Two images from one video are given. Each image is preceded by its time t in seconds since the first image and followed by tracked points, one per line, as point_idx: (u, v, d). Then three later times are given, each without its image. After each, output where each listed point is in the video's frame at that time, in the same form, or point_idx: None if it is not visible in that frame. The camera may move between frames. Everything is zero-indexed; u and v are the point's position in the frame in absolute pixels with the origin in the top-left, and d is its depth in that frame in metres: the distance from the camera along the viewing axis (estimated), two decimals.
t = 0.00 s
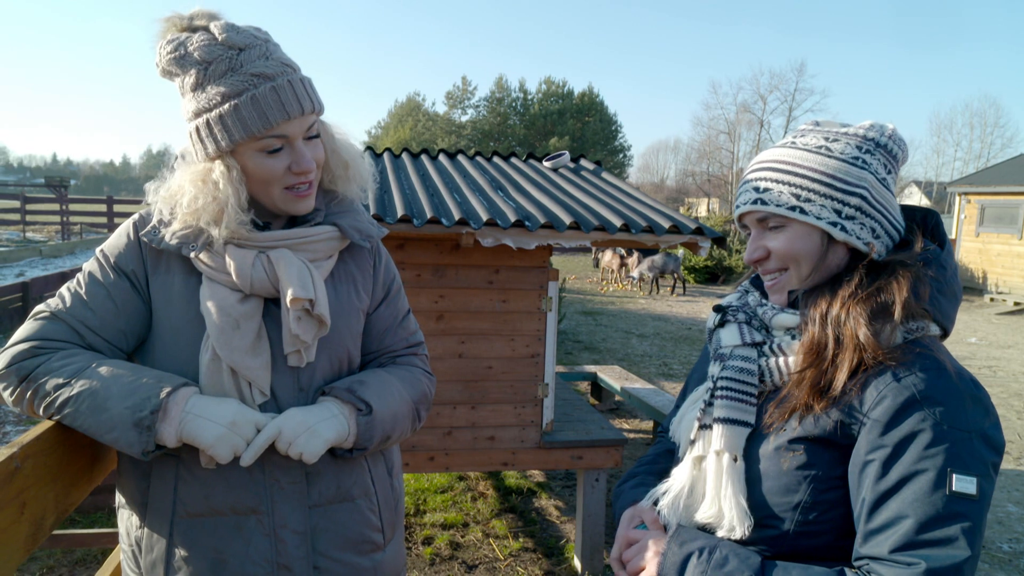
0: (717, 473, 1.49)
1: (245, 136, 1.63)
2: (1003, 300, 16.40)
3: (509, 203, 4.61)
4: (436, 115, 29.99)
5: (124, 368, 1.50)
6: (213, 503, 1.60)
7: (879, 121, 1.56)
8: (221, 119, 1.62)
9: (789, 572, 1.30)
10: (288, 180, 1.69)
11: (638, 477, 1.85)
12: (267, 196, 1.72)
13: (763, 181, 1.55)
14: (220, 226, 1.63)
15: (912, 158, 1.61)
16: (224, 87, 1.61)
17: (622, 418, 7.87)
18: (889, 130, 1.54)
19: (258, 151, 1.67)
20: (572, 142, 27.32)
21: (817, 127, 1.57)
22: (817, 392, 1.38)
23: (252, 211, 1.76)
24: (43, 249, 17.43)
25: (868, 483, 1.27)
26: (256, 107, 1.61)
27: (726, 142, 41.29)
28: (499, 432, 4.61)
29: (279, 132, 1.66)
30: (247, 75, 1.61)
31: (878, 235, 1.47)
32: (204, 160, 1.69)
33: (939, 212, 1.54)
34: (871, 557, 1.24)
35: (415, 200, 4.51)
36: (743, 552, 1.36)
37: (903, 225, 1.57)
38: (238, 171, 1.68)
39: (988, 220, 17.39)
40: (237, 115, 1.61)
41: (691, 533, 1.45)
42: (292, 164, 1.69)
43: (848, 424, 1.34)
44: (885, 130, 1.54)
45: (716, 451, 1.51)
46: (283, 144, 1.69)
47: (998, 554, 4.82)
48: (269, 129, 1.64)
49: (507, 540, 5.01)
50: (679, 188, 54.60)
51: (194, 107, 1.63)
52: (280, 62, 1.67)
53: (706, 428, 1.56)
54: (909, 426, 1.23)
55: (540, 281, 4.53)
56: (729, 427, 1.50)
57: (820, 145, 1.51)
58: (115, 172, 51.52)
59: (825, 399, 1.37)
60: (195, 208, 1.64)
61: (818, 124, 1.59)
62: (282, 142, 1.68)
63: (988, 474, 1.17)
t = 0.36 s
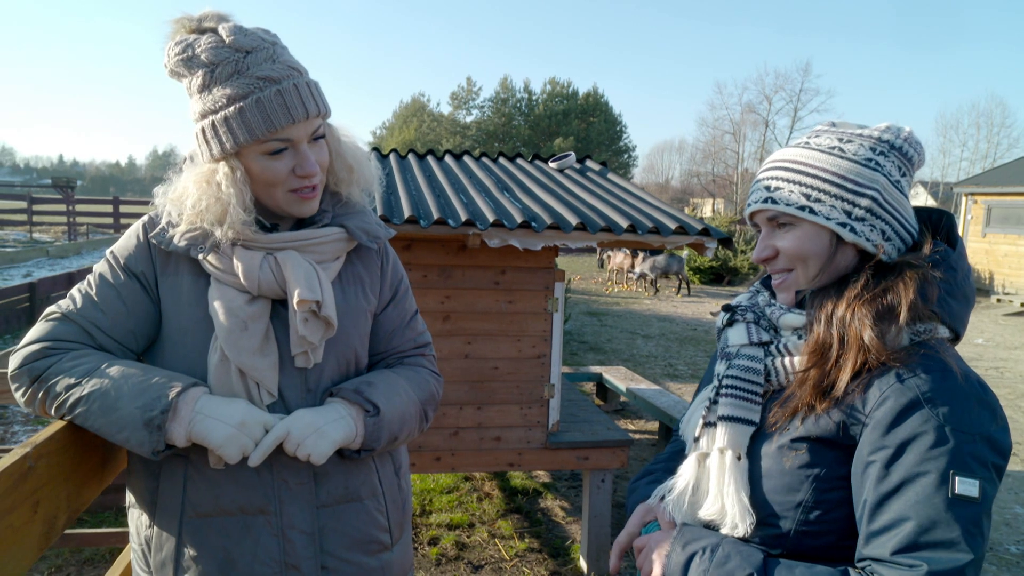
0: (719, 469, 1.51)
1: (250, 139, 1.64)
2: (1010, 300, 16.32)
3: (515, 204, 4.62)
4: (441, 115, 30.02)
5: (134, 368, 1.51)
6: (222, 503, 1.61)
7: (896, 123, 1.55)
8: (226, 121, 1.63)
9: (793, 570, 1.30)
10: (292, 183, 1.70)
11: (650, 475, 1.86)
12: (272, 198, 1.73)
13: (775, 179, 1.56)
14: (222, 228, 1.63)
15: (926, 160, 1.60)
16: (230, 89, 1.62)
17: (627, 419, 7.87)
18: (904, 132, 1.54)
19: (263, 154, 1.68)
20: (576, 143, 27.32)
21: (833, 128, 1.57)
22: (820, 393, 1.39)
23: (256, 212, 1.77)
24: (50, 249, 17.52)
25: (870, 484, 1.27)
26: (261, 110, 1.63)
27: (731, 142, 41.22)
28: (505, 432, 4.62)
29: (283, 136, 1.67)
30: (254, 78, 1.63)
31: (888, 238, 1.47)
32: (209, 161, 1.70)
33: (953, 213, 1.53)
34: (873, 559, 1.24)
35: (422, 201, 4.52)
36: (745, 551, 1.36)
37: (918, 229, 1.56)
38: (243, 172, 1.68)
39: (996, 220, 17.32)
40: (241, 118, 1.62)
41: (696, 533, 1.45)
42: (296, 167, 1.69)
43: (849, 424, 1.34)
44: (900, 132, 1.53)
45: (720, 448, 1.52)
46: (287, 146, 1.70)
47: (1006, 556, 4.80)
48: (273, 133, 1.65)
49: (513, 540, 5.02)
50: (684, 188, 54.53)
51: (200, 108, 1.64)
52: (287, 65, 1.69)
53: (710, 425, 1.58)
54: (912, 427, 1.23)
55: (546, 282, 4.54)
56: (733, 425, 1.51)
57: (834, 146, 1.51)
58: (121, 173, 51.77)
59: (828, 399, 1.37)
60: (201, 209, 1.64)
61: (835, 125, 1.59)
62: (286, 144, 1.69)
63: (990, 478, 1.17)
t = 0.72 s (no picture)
0: (718, 469, 1.51)
1: (252, 139, 1.66)
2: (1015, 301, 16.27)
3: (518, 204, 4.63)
4: (444, 115, 30.05)
5: (139, 366, 1.52)
6: (225, 500, 1.63)
7: (913, 126, 1.53)
8: (228, 121, 1.64)
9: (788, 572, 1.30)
10: (293, 183, 1.71)
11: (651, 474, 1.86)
12: (274, 198, 1.74)
13: (779, 175, 1.57)
14: (226, 227, 1.64)
15: (943, 167, 1.58)
16: (232, 89, 1.63)
17: (630, 419, 7.87)
18: (920, 137, 1.52)
19: (265, 154, 1.69)
20: (580, 143, 27.32)
21: (848, 127, 1.56)
22: (818, 397, 1.39)
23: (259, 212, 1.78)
24: (56, 249, 17.61)
25: (865, 484, 1.27)
26: (263, 110, 1.64)
27: (735, 142, 41.16)
28: (508, 432, 4.63)
29: (286, 136, 1.68)
30: (256, 79, 1.64)
31: (884, 243, 1.47)
32: (211, 161, 1.72)
33: (956, 215, 1.53)
34: (867, 558, 1.24)
35: (425, 201, 4.53)
36: (740, 551, 1.37)
37: (923, 231, 1.55)
38: (245, 172, 1.70)
39: (1000, 220, 17.26)
40: (244, 118, 1.63)
41: (693, 531, 1.46)
42: (298, 168, 1.71)
43: (847, 426, 1.35)
44: (915, 136, 1.51)
45: (718, 448, 1.53)
46: (289, 146, 1.71)
47: (1009, 556, 4.79)
48: (275, 133, 1.67)
49: (516, 540, 5.02)
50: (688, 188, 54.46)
51: (203, 108, 1.66)
52: (290, 66, 1.70)
53: (709, 425, 1.58)
54: (908, 428, 1.23)
55: (549, 282, 4.55)
56: (732, 425, 1.52)
57: (842, 146, 1.51)
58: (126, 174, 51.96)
59: (825, 404, 1.38)
60: (204, 209, 1.66)
61: (852, 124, 1.57)
62: (288, 145, 1.70)
63: (985, 480, 1.18)
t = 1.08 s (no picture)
0: (723, 471, 1.51)
1: (250, 139, 1.66)
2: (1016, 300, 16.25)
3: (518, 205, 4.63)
4: (445, 115, 30.07)
5: (140, 365, 1.53)
6: (225, 499, 1.63)
7: (909, 129, 1.55)
8: (227, 121, 1.65)
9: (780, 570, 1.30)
10: (291, 183, 1.72)
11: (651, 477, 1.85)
12: (271, 198, 1.75)
13: (783, 174, 1.56)
14: (222, 227, 1.65)
15: (934, 168, 1.61)
16: (230, 89, 1.64)
17: (631, 419, 7.87)
18: (917, 139, 1.54)
19: (263, 155, 1.70)
20: (580, 143, 27.31)
21: (846, 128, 1.57)
22: (818, 395, 1.40)
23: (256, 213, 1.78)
24: (57, 249, 17.63)
25: (862, 475, 1.28)
26: (262, 111, 1.65)
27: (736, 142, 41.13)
28: (508, 432, 4.63)
29: (284, 136, 1.69)
30: (254, 79, 1.65)
31: (886, 244, 1.48)
32: (210, 161, 1.72)
33: (949, 214, 1.56)
34: (860, 547, 1.24)
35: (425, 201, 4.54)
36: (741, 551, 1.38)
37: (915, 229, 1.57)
38: (242, 172, 1.70)
39: (1001, 220, 17.25)
40: (242, 118, 1.64)
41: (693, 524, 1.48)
42: (296, 168, 1.71)
43: (848, 422, 1.36)
44: (913, 139, 1.53)
45: (721, 450, 1.53)
46: (288, 147, 1.72)
47: (1009, 556, 4.79)
48: (273, 133, 1.67)
49: (515, 540, 5.03)
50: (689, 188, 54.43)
51: (203, 108, 1.66)
52: (288, 68, 1.71)
53: (713, 428, 1.59)
54: (904, 420, 1.24)
55: (549, 282, 4.55)
56: (734, 426, 1.53)
57: (846, 147, 1.51)
58: (127, 173, 51.97)
59: (826, 401, 1.39)
60: (202, 209, 1.67)
61: (848, 124, 1.59)
62: (286, 145, 1.71)
63: (979, 473, 1.17)
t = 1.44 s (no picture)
0: (721, 465, 1.53)
1: (249, 139, 1.67)
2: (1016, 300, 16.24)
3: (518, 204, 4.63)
4: (445, 115, 30.07)
5: (138, 365, 1.53)
6: (224, 499, 1.64)
7: (913, 132, 1.55)
8: (226, 121, 1.65)
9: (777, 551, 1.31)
10: (291, 182, 1.72)
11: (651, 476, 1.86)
12: (270, 197, 1.75)
13: (787, 173, 1.55)
14: (221, 226, 1.66)
15: (936, 170, 1.61)
16: (230, 88, 1.64)
17: (630, 419, 7.88)
18: (921, 142, 1.54)
19: (262, 154, 1.70)
20: (580, 142, 27.31)
21: (850, 128, 1.56)
22: (817, 390, 1.40)
23: (255, 213, 1.79)
24: (57, 249, 17.60)
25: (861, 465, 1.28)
26: (261, 110, 1.65)
27: (735, 142, 41.13)
28: (507, 431, 4.64)
29: (283, 135, 1.69)
30: (254, 79, 1.65)
31: (886, 246, 1.49)
32: (209, 161, 1.72)
33: (948, 213, 1.55)
34: (858, 535, 1.23)
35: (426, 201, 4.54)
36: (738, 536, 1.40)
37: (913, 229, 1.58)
38: (241, 171, 1.71)
39: (1001, 220, 17.25)
40: (242, 117, 1.64)
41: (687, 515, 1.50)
42: (296, 167, 1.72)
43: (847, 417, 1.36)
44: (917, 141, 1.53)
45: (720, 444, 1.53)
46: (287, 146, 1.72)
47: (1008, 556, 4.79)
48: (273, 132, 1.68)
49: (515, 540, 5.03)
50: (689, 188, 54.45)
51: (202, 108, 1.67)
52: (287, 67, 1.71)
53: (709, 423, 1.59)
54: (904, 410, 1.25)
55: (549, 281, 4.56)
56: (733, 421, 1.52)
57: (850, 148, 1.51)
58: (127, 172, 51.97)
59: (824, 397, 1.39)
60: (201, 208, 1.67)
61: (852, 125, 1.58)
62: (286, 144, 1.71)
63: (974, 462, 1.18)
